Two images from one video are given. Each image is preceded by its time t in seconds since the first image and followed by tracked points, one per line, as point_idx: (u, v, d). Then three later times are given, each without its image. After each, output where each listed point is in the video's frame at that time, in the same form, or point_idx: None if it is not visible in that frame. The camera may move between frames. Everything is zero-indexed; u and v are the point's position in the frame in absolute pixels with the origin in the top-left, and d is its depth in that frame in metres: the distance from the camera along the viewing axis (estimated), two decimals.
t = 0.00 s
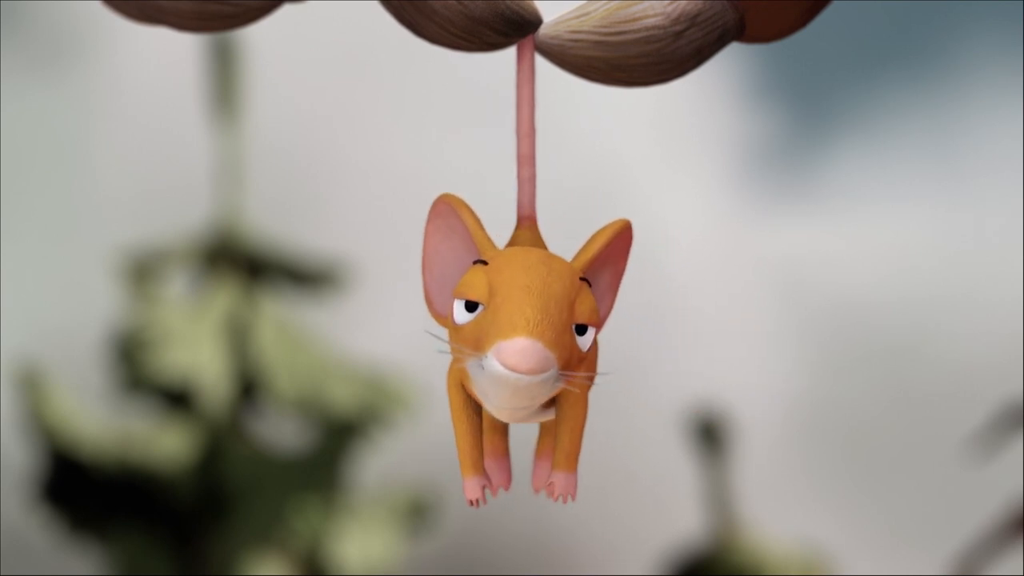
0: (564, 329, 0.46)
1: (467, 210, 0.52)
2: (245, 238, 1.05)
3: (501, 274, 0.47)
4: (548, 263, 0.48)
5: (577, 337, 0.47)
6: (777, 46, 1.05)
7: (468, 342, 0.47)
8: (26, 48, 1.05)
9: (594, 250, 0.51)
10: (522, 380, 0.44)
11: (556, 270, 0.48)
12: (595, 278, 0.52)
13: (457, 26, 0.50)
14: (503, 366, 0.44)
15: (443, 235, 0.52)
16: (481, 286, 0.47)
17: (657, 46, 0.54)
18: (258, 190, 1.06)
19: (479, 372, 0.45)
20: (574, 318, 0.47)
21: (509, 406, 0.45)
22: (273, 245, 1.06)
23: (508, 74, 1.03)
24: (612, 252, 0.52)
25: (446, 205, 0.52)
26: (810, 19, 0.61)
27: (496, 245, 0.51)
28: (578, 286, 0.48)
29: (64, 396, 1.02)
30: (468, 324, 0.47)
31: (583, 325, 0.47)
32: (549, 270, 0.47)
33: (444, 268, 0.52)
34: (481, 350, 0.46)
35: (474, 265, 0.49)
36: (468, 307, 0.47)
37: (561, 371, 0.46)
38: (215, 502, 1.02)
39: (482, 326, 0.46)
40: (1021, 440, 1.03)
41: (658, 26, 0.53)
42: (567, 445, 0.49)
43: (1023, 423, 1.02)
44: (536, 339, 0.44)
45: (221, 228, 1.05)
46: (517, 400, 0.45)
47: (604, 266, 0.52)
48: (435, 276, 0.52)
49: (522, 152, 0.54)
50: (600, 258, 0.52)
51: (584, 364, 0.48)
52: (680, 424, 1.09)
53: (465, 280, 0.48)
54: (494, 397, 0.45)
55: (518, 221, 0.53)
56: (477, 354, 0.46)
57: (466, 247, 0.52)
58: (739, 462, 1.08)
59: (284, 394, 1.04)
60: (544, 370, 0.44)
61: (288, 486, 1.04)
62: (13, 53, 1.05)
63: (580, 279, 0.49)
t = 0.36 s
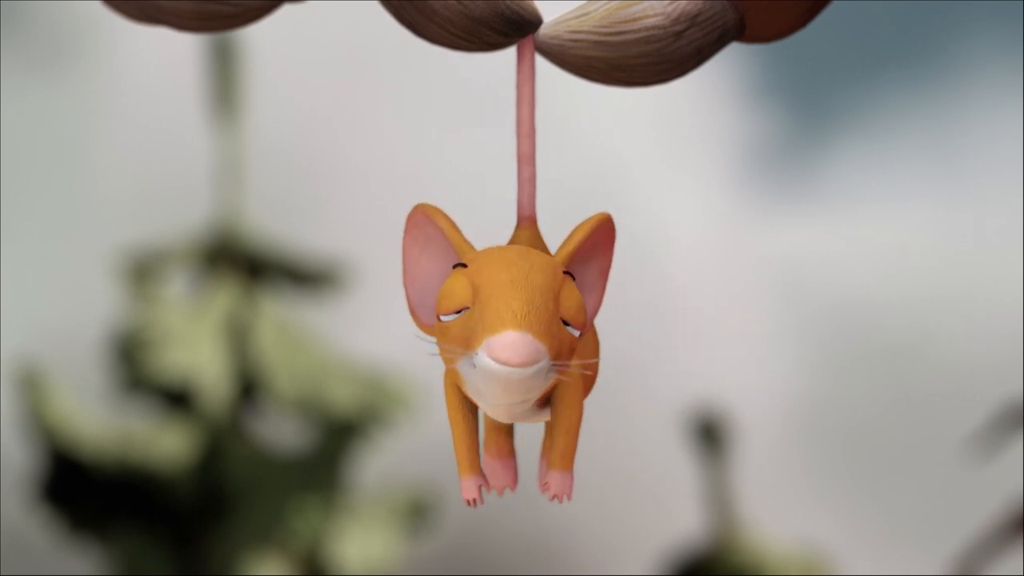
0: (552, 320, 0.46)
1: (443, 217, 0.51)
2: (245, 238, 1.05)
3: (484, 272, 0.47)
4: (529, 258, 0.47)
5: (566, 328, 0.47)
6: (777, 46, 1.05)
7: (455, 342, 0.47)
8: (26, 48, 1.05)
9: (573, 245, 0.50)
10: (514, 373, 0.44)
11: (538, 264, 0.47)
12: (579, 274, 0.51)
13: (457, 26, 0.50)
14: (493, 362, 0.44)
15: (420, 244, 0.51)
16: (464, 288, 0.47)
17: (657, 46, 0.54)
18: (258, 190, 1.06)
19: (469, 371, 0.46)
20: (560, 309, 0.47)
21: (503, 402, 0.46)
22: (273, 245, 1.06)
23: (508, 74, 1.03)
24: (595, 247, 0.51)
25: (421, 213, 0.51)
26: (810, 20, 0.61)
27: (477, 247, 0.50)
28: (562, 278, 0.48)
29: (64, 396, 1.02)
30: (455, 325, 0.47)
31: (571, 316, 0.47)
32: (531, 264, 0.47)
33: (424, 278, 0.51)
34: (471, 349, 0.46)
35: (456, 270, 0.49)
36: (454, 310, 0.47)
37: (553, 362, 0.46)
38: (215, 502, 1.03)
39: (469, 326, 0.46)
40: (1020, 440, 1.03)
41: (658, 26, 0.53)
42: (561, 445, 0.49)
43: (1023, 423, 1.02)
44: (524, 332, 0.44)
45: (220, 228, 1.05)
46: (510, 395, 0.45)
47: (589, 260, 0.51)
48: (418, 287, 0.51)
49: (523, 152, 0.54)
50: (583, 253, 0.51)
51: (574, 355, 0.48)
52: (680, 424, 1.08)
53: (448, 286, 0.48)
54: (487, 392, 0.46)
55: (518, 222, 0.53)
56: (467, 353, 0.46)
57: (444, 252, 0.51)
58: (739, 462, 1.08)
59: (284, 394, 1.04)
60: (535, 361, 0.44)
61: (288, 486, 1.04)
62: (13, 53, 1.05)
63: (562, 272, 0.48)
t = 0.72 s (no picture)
0: (526, 310, 0.46)
1: (411, 232, 0.50)
2: (245, 238, 1.05)
3: (451, 278, 0.47)
4: (492, 253, 0.47)
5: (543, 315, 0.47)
6: (777, 46, 1.05)
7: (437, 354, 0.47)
8: (26, 48, 1.05)
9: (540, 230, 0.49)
10: (498, 371, 0.44)
11: (502, 257, 0.47)
12: (555, 256, 0.50)
13: (457, 26, 0.50)
14: (475, 364, 0.44)
15: (394, 263, 0.50)
16: (437, 296, 0.47)
17: (658, 46, 0.54)
18: (258, 190, 1.06)
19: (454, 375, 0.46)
20: (533, 297, 0.46)
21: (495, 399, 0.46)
22: (273, 245, 1.06)
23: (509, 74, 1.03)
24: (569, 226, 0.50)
25: (386, 233, 0.50)
26: (809, 20, 0.61)
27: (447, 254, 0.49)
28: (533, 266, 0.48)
29: (64, 396, 1.02)
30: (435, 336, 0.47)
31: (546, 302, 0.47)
32: (495, 259, 0.47)
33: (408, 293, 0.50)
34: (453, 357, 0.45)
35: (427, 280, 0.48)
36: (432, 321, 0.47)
37: (537, 353, 0.46)
38: (215, 502, 1.03)
39: (447, 333, 0.46)
40: (1020, 440, 1.04)
41: (658, 26, 0.53)
42: (558, 444, 0.49)
43: (1023, 423, 1.02)
44: (499, 328, 0.44)
45: (221, 228, 1.05)
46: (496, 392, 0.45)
47: (564, 242, 0.50)
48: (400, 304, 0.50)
49: (523, 151, 0.54)
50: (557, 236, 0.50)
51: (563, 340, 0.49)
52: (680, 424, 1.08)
53: (422, 297, 0.48)
54: (476, 393, 0.46)
55: (518, 222, 0.53)
56: (451, 362, 0.46)
57: (417, 264, 0.49)
58: (739, 462, 1.08)
59: (284, 394, 1.04)
60: (517, 355, 0.44)
61: (288, 486, 1.04)
62: (14, 53, 1.05)
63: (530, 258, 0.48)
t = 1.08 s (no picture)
0: (519, 312, 0.45)
1: (396, 234, 0.50)
2: (245, 238, 1.05)
3: (442, 285, 0.47)
4: (481, 257, 0.47)
5: (536, 315, 0.47)
6: (777, 46, 1.05)
7: (431, 362, 0.46)
8: (26, 48, 1.05)
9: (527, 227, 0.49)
10: (494, 375, 0.44)
11: (491, 259, 0.47)
12: (543, 249, 0.50)
13: (457, 26, 0.50)
14: (472, 369, 0.44)
15: (380, 267, 0.50)
16: (429, 302, 0.47)
17: (658, 46, 0.54)
18: (258, 190, 1.06)
19: (451, 381, 0.46)
20: (524, 298, 0.46)
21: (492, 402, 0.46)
22: (273, 245, 1.06)
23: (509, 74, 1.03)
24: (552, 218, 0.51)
25: (373, 239, 0.50)
26: (810, 19, 0.61)
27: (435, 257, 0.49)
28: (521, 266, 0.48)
29: (64, 396, 1.02)
30: (429, 344, 0.47)
31: (538, 302, 0.47)
32: (484, 262, 0.47)
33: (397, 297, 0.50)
34: (448, 363, 0.45)
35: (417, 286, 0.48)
36: (425, 327, 0.47)
37: (532, 355, 0.45)
38: (215, 502, 1.03)
39: (442, 340, 0.46)
40: (1020, 440, 1.04)
41: (658, 26, 0.53)
42: (555, 445, 0.49)
43: (1023, 422, 1.02)
44: (493, 333, 0.44)
45: (221, 228, 1.05)
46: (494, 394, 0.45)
47: (551, 234, 0.50)
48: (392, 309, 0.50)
49: (523, 151, 0.54)
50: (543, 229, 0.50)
51: (556, 339, 0.49)
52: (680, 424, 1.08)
53: (412, 301, 0.48)
54: (475, 397, 0.46)
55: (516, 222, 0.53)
56: (446, 368, 0.45)
57: (404, 268, 0.49)
58: (739, 462, 1.08)
59: (284, 393, 1.04)
60: (512, 358, 0.44)
61: (288, 486, 1.04)
62: (14, 53, 1.05)
63: (518, 257, 0.48)
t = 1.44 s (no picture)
0: (511, 309, 0.45)
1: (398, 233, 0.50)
2: (245, 238, 1.06)
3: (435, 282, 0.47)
4: (475, 255, 0.47)
5: (529, 312, 0.47)
6: (777, 46, 1.05)
7: (425, 360, 0.46)
8: (26, 48, 1.05)
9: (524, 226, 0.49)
10: (485, 372, 0.44)
11: (485, 258, 0.47)
12: (542, 249, 0.50)
13: (457, 26, 0.50)
14: (465, 366, 0.44)
15: (380, 266, 0.50)
16: (423, 300, 0.47)
17: (658, 46, 0.54)
18: (258, 190, 1.06)
19: (445, 378, 0.45)
20: (518, 295, 0.46)
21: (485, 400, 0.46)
22: (273, 245, 1.06)
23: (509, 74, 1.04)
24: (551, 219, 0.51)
25: (372, 239, 0.50)
26: (810, 19, 0.61)
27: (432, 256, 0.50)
28: (517, 263, 0.48)
29: (64, 396, 1.02)
30: (423, 342, 0.47)
31: (531, 300, 0.47)
32: (477, 260, 0.47)
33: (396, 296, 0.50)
34: (441, 360, 0.45)
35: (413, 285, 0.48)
36: (419, 325, 0.47)
37: (525, 352, 0.45)
38: (215, 502, 1.03)
39: (435, 338, 0.46)
40: (1020, 440, 1.03)
41: (658, 26, 0.53)
42: (553, 445, 0.49)
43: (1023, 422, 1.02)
44: (485, 329, 0.44)
45: (221, 228, 1.05)
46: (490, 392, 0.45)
47: (550, 235, 0.50)
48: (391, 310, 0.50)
49: (523, 151, 0.54)
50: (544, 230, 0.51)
51: (552, 338, 0.49)
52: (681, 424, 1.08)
53: (407, 301, 0.48)
54: (470, 395, 0.46)
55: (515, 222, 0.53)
56: (439, 365, 0.45)
57: (402, 268, 0.49)
58: (739, 462, 1.08)
59: (284, 393, 1.04)
60: (504, 354, 0.44)
61: (288, 486, 1.04)
62: (14, 53, 1.05)
63: (513, 255, 0.48)
